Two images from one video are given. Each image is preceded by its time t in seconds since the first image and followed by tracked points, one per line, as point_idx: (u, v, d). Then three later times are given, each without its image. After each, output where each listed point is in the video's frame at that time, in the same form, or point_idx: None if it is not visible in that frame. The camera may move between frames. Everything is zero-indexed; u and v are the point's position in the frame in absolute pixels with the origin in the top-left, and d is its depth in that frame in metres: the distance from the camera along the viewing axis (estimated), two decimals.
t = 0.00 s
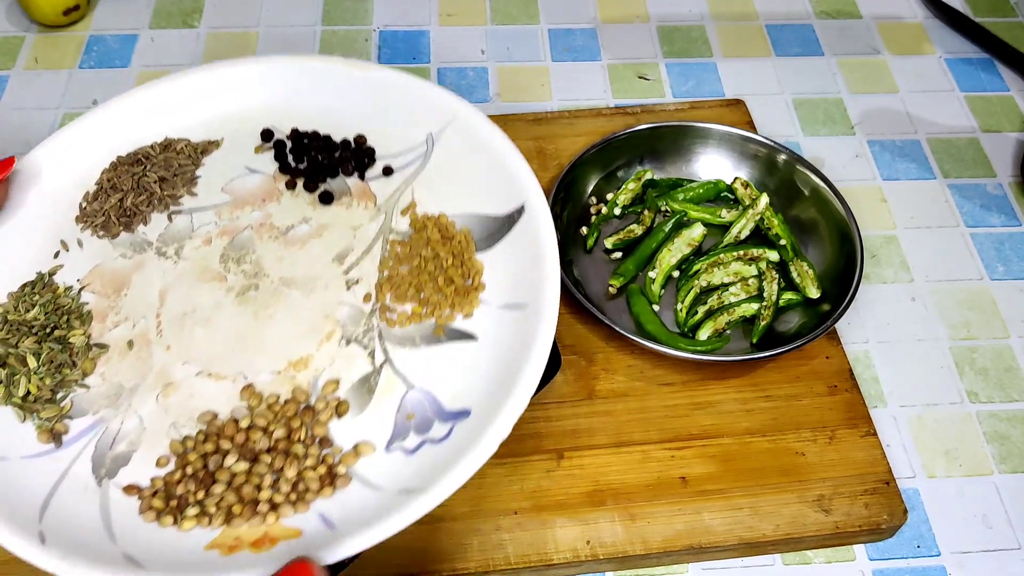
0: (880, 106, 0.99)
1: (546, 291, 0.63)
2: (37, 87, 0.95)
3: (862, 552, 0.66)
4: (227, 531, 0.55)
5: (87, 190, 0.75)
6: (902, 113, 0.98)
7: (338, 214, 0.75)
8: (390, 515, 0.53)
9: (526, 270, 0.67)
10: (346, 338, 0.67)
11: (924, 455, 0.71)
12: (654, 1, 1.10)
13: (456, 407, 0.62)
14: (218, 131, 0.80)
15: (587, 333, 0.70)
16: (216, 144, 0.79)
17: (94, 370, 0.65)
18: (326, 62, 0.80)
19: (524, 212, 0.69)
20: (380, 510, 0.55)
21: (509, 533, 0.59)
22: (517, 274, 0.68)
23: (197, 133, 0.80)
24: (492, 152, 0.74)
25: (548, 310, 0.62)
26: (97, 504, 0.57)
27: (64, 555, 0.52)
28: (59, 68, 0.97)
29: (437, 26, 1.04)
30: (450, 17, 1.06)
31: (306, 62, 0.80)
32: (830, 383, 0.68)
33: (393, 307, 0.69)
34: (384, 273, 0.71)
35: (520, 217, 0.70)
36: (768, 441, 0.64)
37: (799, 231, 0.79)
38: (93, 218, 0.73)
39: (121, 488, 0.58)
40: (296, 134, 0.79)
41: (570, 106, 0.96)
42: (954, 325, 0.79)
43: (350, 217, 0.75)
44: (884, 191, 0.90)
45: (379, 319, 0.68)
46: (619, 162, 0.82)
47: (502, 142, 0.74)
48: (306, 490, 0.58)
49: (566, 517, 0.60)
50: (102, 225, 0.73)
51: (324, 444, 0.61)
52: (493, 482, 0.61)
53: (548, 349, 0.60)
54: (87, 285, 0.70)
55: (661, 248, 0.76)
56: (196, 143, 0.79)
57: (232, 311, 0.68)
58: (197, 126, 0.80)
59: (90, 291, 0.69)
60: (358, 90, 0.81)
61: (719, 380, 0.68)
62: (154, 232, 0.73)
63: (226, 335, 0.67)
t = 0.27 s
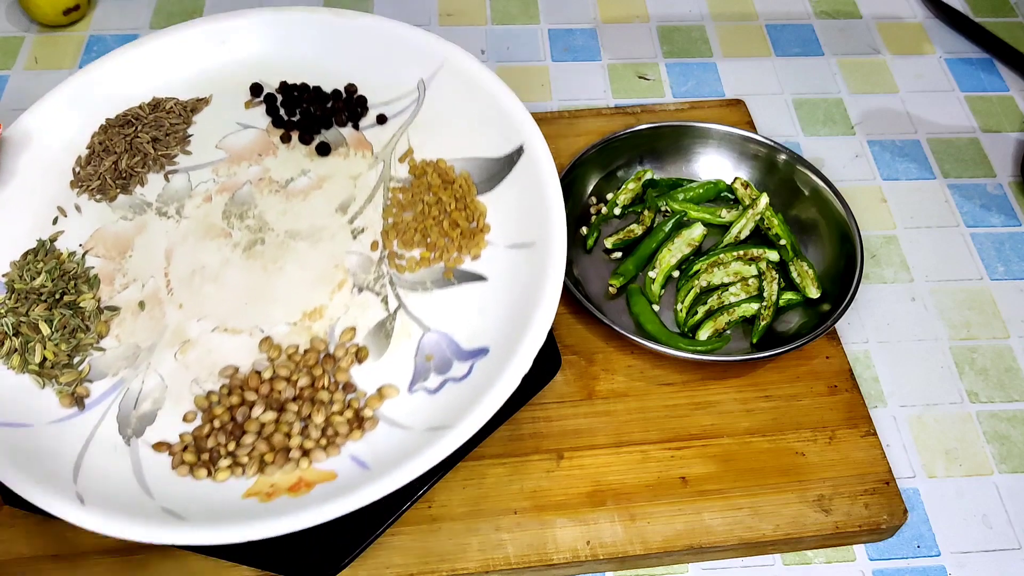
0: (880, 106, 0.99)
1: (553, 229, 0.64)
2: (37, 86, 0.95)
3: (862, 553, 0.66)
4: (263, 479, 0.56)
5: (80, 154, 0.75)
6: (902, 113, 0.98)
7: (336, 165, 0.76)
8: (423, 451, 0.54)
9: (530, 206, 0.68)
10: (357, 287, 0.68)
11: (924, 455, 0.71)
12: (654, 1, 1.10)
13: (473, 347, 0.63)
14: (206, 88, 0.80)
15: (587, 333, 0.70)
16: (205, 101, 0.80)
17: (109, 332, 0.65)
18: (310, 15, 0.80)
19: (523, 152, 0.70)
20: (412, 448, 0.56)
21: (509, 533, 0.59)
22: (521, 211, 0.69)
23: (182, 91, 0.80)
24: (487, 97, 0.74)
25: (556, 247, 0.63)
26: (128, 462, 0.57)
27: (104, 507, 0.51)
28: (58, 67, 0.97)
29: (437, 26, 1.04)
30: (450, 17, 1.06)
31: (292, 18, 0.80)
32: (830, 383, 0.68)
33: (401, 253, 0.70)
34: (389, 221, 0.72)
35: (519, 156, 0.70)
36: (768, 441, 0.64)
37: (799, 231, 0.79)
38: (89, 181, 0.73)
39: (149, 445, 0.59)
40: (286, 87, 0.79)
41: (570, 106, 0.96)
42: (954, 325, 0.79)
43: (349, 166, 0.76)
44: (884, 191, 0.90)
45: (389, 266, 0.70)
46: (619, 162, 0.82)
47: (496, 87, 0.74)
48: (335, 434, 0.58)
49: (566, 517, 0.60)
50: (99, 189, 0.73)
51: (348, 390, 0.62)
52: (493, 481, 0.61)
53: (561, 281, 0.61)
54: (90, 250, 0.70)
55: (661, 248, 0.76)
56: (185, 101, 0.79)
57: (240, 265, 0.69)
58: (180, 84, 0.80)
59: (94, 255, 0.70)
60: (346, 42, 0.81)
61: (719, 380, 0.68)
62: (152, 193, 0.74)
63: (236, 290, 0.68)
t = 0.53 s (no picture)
0: (880, 106, 0.99)
1: (543, 229, 0.65)
2: (37, 87, 0.95)
3: (862, 552, 0.66)
4: (252, 482, 0.56)
5: (67, 163, 0.75)
6: (902, 113, 0.98)
7: (323, 169, 0.77)
8: (413, 450, 0.54)
9: (521, 206, 0.68)
10: (347, 290, 0.68)
11: (924, 455, 0.71)
12: (654, 1, 1.10)
13: (463, 346, 0.63)
14: (193, 96, 0.80)
15: (587, 333, 0.70)
16: (193, 108, 0.79)
17: (96, 338, 0.65)
18: (297, 20, 0.80)
19: (511, 153, 0.71)
20: (402, 448, 0.56)
21: (509, 533, 0.59)
22: (511, 214, 0.69)
23: (177, 96, 0.80)
24: (476, 98, 0.75)
25: (546, 247, 0.64)
26: (117, 466, 0.57)
27: (91, 512, 0.52)
28: (58, 68, 0.97)
29: (437, 26, 1.04)
30: (449, 17, 1.06)
31: (280, 24, 0.80)
32: (830, 383, 0.68)
33: (390, 256, 0.71)
34: (378, 224, 0.72)
35: (507, 159, 0.71)
36: (768, 441, 0.64)
37: (799, 231, 0.79)
38: (76, 188, 0.73)
39: (138, 449, 0.59)
40: (272, 94, 0.79)
41: (570, 106, 0.96)
42: (954, 325, 0.79)
43: (336, 170, 0.77)
44: (884, 191, 0.90)
45: (378, 268, 0.70)
46: (619, 162, 0.82)
47: (484, 88, 0.75)
48: (325, 435, 0.58)
49: (566, 517, 0.60)
50: (86, 196, 0.73)
51: (338, 391, 0.62)
52: (493, 482, 0.61)
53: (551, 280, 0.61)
54: (78, 256, 0.70)
55: (661, 248, 0.76)
56: (173, 108, 0.79)
57: (228, 269, 0.69)
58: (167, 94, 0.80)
59: (81, 262, 0.70)
60: (332, 48, 0.81)
61: (719, 380, 0.68)
62: (139, 200, 0.74)
63: (224, 293, 0.68)
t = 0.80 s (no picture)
0: (880, 106, 0.99)
1: (542, 236, 0.65)
2: (38, 87, 0.95)
3: (862, 552, 0.66)
4: (242, 496, 0.56)
5: (62, 170, 0.75)
6: (902, 113, 0.98)
7: (321, 176, 0.77)
8: (405, 464, 0.54)
9: (520, 213, 0.68)
10: (342, 299, 0.68)
11: (924, 455, 0.71)
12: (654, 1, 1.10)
13: (461, 357, 0.63)
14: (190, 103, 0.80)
15: (587, 333, 0.70)
16: (189, 116, 0.80)
17: (86, 349, 0.65)
18: (295, 25, 0.80)
19: (513, 158, 0.70)
20: (394, 461, 0.56)
21: (509, 533, 0.59)
22: (510, 221, 0.69)
23: (176, 101, 0.80)
24: (475, 104, 0.75)
25: (546, 254, 0.64)
26: (104, 480, 0.57)
27: (76, 527, 0.51)
28: (58, 68, 0.97)
29: (437, 26, 1.04)
30: (450, 17, 1.06)
31: (277, 29, 0.80)
32: (830, 383, 0.68)
33: (387, 264, 0.70)
34: (375, 232, 0.72)
35: (507, 164, 0.71)
36: (768, 441, 0.64)
37: (799, 231, 0.79)
38: (70, 197, 0.73)
39: (126, 463, 0.59)
40: (270, 100, 0.79)
41: (570, 106, 0.96)
42: (954, 325, 0.79)
43: (333, 178, 0.77)
44: (884, 191, 0.90)
45: (374, 277, 0.70)
46: (619, 162, 0.82)
47: (482, 90, 0.75)
48: (317, 449, 0.58)
49: (566, 517, 0.60)
50: (80, 205, 0.73)
51: (331, 404, 0.62)
52: (493, 482, 0.61)
53: (551, 287, 0.61)
54: (70, 266, 0.70)
55: (661, 248, 0.76)
56: (169, 116, 0.79)
57: (222, 279, 0.69)
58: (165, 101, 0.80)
59: (73, 271, 0.69)
60: (331, 52, 0.81)
61: (719, 380, 0.68)
62: (134, 208, 0.74)
63: (218, 303, 0.68)
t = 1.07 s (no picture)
0: (879, 106, 0.99)
1: (542, 237, 0.65)
2: (38, 87, 0.95)
3: (862, 552, 0.66)
4: (240, 502, 0.56)
5: (60, 172, 0.75)
6: (901, 113, 0.98)
7: (320, 177, 0.77)
8: (404, 469, 0.54)
9: (521, 215, 0.68)
10: (342, 301, 0.68)
11: (924, 455, 0.71)
12: (654, 1, 1.10)
13: (461, 360, 0.63)
14: (188, 104, 0.80)
15: (587, 333, 0.70)
16: (187, 117, 0.80)
17: (84, 352, 0.65)
18: (293, 26, 0.80)
19: (513, 159, 0.70)
20: (393, 466, 0.56)
21: (509, 533, 0.59)
22: (510, 222, 0.70)
23: (176, 102, 0.80)
24: (475, 104, 0.75)
25: (546, 255, 0.63)
26: (102, 484, 0.57)
27: (74, 533, 0.51)
28: (58, 68, 0.97)
29: (437, 26, 1.04)
30: (450, 17, 1.06)
31: (275, 29, 0.80)
32: (830, 383, 0.68)
33: (386, 266, 0.70)
34: (374, 233, 0.72)
35: (508, 165, 0.71)
36: (768, 441, 0.64)
37: (799, 231, 0.79)
38: (68, 199, 0.73)
39: (124, 468, 0.58)
40: (270, 101, 0.79)
41: (571, 106, 0.96)
42: (954, 325, 0.79)
43: (332, 179, 0.77)
44: (884, 191, 0.90)
45: (373, 279, 0.70)
46: (619, 162, 0.82)
47: (482, 90, 0.75)
48: (316, 454, 0.58)
49: (566, 517, 0.60)
50: (78, 207, 0.73)
51: (330, 408, 0.62)
52: (493, 482, 0.61)
53: (551, 289, 0.61)
54: (68, 269, 0.70)
55: (661, 248, 0.76)
56: (167, 117, 0.79)
57: (221, 282, 0.69)
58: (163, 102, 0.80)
59: (71, 274, 0.69)
60: (330, 53, 0.81)
61: (719, 380, 0.68)
62: (132, 210, 0.74)
63: (216, 306, 0.68)
